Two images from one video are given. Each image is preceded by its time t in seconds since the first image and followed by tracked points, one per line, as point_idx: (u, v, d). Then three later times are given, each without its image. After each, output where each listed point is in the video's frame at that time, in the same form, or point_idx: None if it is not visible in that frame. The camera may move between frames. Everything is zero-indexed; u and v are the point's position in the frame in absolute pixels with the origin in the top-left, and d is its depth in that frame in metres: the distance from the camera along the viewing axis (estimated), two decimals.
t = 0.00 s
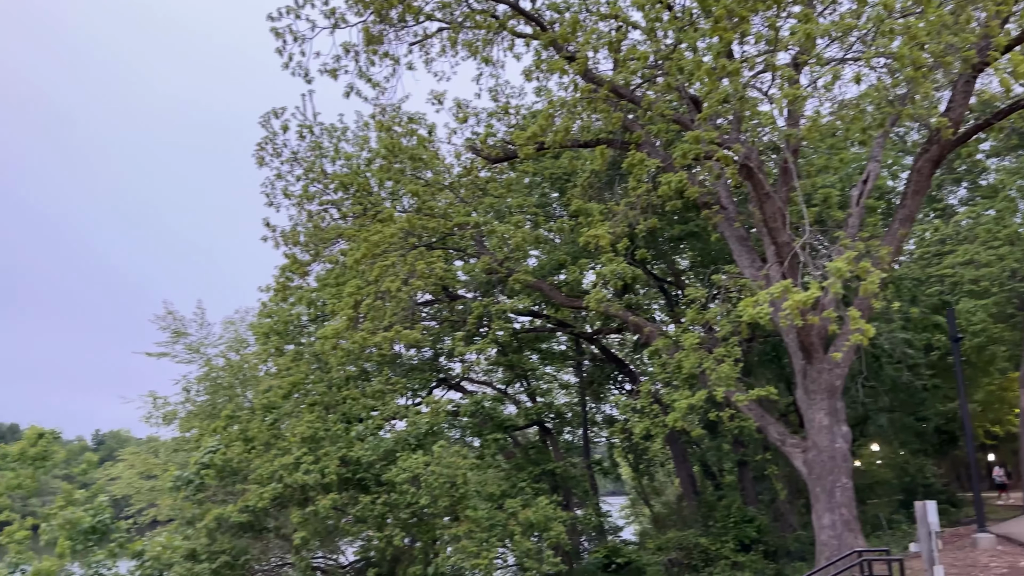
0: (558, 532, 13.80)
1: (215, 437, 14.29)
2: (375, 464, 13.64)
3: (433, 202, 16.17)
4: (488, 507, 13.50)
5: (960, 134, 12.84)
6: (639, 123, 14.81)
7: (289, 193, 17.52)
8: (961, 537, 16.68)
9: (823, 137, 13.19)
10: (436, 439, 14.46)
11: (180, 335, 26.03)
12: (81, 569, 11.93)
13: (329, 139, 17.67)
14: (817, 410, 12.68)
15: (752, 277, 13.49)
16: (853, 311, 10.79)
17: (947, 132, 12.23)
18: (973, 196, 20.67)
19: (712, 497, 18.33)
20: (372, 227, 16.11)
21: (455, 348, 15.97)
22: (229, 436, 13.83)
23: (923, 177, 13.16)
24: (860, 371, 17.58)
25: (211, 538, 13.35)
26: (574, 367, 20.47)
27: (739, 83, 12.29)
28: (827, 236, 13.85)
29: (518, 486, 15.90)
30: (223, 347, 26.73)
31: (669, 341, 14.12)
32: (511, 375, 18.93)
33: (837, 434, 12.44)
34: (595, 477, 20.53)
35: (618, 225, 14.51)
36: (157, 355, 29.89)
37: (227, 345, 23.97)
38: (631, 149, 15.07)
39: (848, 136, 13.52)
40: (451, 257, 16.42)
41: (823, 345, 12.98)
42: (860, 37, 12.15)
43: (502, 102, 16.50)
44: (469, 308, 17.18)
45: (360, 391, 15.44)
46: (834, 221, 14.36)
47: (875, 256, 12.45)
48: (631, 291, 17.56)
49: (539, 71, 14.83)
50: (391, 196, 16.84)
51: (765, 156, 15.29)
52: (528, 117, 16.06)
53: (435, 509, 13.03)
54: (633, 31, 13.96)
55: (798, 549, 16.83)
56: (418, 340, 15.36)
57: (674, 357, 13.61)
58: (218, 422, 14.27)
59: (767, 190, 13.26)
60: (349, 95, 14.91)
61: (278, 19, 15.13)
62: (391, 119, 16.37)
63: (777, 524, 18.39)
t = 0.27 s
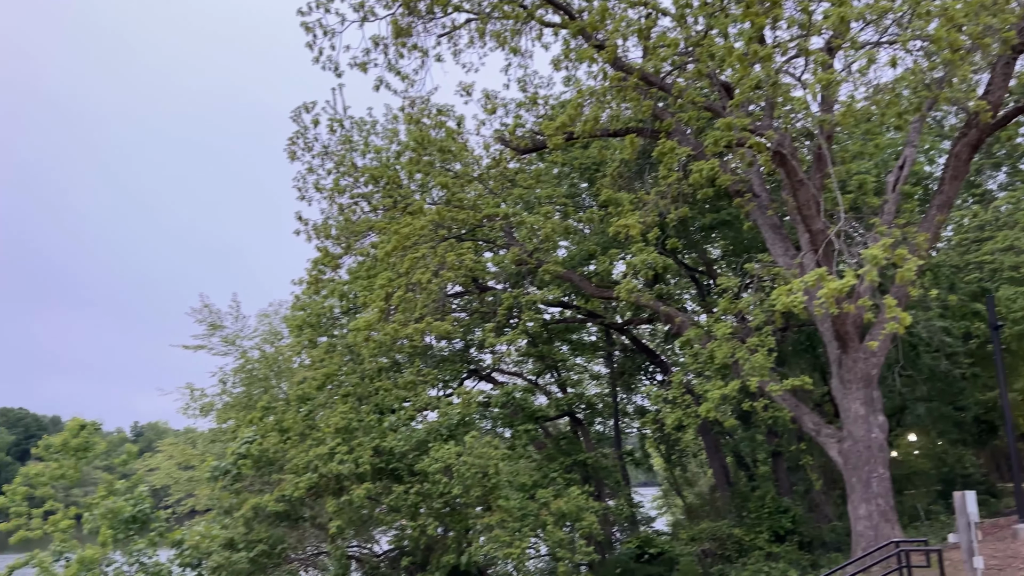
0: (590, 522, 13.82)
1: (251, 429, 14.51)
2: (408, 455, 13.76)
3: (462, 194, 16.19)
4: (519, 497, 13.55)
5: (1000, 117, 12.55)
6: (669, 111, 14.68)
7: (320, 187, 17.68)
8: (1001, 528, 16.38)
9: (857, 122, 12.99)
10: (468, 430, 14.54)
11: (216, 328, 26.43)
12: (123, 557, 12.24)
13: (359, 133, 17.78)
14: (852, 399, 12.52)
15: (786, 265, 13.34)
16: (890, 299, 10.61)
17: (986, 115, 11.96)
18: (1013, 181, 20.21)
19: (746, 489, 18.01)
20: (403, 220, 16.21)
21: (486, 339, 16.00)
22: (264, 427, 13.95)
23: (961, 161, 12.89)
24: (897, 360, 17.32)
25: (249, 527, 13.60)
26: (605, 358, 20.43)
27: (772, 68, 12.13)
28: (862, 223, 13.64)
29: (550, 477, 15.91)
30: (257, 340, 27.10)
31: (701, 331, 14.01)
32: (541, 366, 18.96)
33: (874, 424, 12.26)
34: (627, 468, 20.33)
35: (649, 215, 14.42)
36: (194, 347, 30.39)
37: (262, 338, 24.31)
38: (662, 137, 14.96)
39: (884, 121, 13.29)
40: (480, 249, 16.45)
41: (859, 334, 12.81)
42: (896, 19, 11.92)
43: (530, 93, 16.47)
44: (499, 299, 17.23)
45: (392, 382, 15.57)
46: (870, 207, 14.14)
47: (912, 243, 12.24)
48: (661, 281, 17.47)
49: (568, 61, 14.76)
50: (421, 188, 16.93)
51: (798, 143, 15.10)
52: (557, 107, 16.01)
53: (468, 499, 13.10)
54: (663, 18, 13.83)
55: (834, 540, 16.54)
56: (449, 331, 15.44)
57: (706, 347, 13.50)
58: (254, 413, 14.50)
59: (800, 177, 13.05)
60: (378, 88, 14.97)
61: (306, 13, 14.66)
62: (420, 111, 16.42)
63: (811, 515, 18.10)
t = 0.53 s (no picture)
0: (624, 507, 13.84)
1: (287, 415, 14.73)
2: (442, 440, 13.88)
3: (493, 181, 16.20)
4: (553, 482, 13.60)
5: None
6: (702, 94, 14.52)
7: (352, 176, 17.81)
8: None
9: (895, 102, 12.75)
10: (500, 416, 14.61)
11: (252, 316, 26.80)
12: (165, 540, 12.56)
13: (390, 122, 17.85)
14: (890, 384, 12.35)
15: (822, 248, 13.15)
16: (929, 281, 10.42)
17: None
18: None
19: (781, 475, 18.03)
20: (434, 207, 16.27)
21: (517, 325, 16.03)
22: (301, 413, 14.37)
23: (1003, 141, 12.59)
24: (936, 344, 17.03)
25: (287, 511, 13.76)
26: (637, 344, 20.38)
27: (807, 48, 11.92)
28: (900, 204, 13.40)
29: (583, 462, 15.91)
30: (293, 328, 27.43)
31: (735, 316, 13.89)
32: (573, 352, 18.97)
33: (912, 409, 12.08)
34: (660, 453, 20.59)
35: (681, 199, 14.30)
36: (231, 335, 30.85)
37: (296, 325, 24.63)
38: (694, 120, 14.81)
39: (922, 101, 13.01)
40: (512, 235, 16.46)
41: (897, 318, 12.61)
42: None
43: (560, 78, 16.39)
44: (531, 286, 17.24)
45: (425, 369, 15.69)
46: (908, 189, 13.88)
47: (952, 224, 12.00)
48: (694, 266, 17.35)
49: (598, 45, 14.65)
50: (451, 176, 16.97)
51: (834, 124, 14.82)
52: (587, 91, 15.92)
53: (501, 484, 13.17)
54: None
55: (871, 526, 16.14)
56: (480, 318, 15.50)
57: (740, 332, 13.39)
58: (291, 400, 14.96)
59: (837, 159, 12.79)
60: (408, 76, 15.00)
61: None
62: (450, 98, 16.43)
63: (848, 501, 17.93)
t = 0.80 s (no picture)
0: (648, 493, 13.84)
1: (313, 401, 14.88)
2: (466, 426, 13.95)
3: (515, 167, 16.16)
4: (576, 468, 13.63)
5: None
6: (726, 77, 14.38)
7: (375, 164, 17.86)
8: None
9: (924, 83, 12.55)
10: (524, 402, 14.65)
11: (277, 304, 27.04)
12: (195, 525, 12.79)
13: (412, 109, 17.86)
14: (918, 369, 12.21)
15: (848, 232, 13.01)
16: (959, 265, 10.28)
17: None
18: None
19: (806, 461, 17.97)
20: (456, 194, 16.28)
21: (540, 312, 16.04)
22: (326, 400, 14.53)
23: None
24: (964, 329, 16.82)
25: (314, 495, 13.90)
26: (660, 330, 20.31)
27: (833, 29, 11.75)
28: (928, 187, 13.21)
29: (607, 448, 15.91)
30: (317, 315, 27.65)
31: (760, 301, 13.78)
32: (596, 338, 18.97)
33: (940, 394, 11.94)
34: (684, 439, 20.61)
35: (705, 183, 14.19)
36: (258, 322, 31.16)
37: (320, 313, 24.82)
38: (718, 104, 14.67)
39: (952, 81, 12.80)
40: (534, 222, 16.44)
41: (925, 302, 12.46)
42: None
43: (582, 63, 16.30)
44: (553, 272, 17.21)
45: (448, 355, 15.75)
46: (936, 171, 13.68)
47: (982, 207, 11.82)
48: (717, 251, 17.24)
49: (621, 29, 14.54)
50: (473, 163, 16.96)
51: (861, 106, 14.61)
52: (609, 76, 15.81)
53: (525, 470, 13.22)
54: None
55: (899, 512, 15.81)
56: (503, 305, 15.52)
57: (765, 317, 13.28)
58: (317, 386, 15.15)
59: (864, 141, 12.63)
60: (430, 63, 14.99)
61: None
62: (472, 85, 16.40)
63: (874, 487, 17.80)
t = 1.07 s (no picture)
0: (667, 478, 13.85)
1: (334, 386, 15.01)
2: (485, 410, 14.00)
3: (533, 152, 16.11)
4: (596, 452, 13.65)
5: None
6: (747, 58, 14.23)
7: (393, 149, 17.89)
8: None
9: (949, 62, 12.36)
10: (543, 386, 14.68)
11: (298, 289, 27.23)
12: (220, 507, 13.02)
13: (430, 94, 17.85)
14: (941, 353, 12.09)
15: (871, 215, 12.87)
16: (984, 247, 10.14)
17: None
18: None
19: (827, 444, 17.90)
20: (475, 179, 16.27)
21: (558, 297, 16.03)
22: (347, 384, 14.67)
23: None
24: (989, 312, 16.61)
25: (337, 478, 14.03)
26: (680, 315, 20.24)
27: (857, 8, 11.58)
28: (953, 169, 13.03)
29: (626, 433, 15.93)
30: (338, 301, 27.82)
31: (781, 285, 13.68)
32: (615, 323, 18.97)
33: (964, 378, 11.82)
34: (703, 423, 20.59)
35: (726, 166, 14.07)
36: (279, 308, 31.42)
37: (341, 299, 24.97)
38: (738, 86, 14.53)
39: (978, 60, 12.60)
40: (553, 206, 16.39)
41: (949, 285, 12.32)
42: None
43: (601, 46, 16.20)
44: (572, 257, 17.18)
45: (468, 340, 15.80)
46: (961, 152, 13.48)
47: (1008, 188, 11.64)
48: (738, 235, 17.15)
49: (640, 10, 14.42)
50: (492, 147, 16.93)
51: (884, 86, 14.40)
52: (628, 59, 15.70)
53: (545, 453, 13.26)
54: None
55: (921, 496, 15.69)
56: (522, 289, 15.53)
57: (787, 301, 13.18)
58: (339, 371, 15.30)
59: (888, 122, 12.48)
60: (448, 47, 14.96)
61: None
62: (490, 69, 16.36)
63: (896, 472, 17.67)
